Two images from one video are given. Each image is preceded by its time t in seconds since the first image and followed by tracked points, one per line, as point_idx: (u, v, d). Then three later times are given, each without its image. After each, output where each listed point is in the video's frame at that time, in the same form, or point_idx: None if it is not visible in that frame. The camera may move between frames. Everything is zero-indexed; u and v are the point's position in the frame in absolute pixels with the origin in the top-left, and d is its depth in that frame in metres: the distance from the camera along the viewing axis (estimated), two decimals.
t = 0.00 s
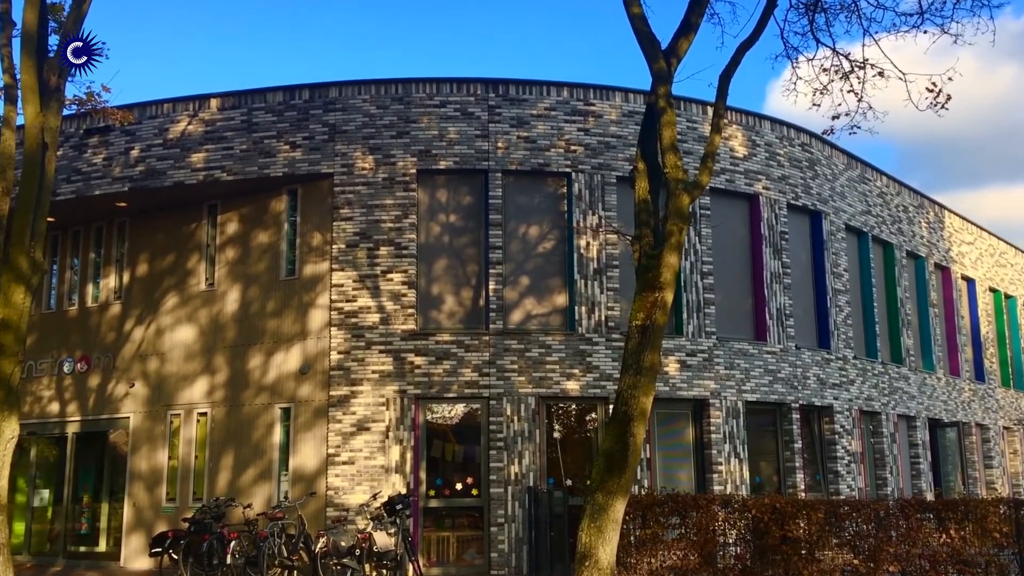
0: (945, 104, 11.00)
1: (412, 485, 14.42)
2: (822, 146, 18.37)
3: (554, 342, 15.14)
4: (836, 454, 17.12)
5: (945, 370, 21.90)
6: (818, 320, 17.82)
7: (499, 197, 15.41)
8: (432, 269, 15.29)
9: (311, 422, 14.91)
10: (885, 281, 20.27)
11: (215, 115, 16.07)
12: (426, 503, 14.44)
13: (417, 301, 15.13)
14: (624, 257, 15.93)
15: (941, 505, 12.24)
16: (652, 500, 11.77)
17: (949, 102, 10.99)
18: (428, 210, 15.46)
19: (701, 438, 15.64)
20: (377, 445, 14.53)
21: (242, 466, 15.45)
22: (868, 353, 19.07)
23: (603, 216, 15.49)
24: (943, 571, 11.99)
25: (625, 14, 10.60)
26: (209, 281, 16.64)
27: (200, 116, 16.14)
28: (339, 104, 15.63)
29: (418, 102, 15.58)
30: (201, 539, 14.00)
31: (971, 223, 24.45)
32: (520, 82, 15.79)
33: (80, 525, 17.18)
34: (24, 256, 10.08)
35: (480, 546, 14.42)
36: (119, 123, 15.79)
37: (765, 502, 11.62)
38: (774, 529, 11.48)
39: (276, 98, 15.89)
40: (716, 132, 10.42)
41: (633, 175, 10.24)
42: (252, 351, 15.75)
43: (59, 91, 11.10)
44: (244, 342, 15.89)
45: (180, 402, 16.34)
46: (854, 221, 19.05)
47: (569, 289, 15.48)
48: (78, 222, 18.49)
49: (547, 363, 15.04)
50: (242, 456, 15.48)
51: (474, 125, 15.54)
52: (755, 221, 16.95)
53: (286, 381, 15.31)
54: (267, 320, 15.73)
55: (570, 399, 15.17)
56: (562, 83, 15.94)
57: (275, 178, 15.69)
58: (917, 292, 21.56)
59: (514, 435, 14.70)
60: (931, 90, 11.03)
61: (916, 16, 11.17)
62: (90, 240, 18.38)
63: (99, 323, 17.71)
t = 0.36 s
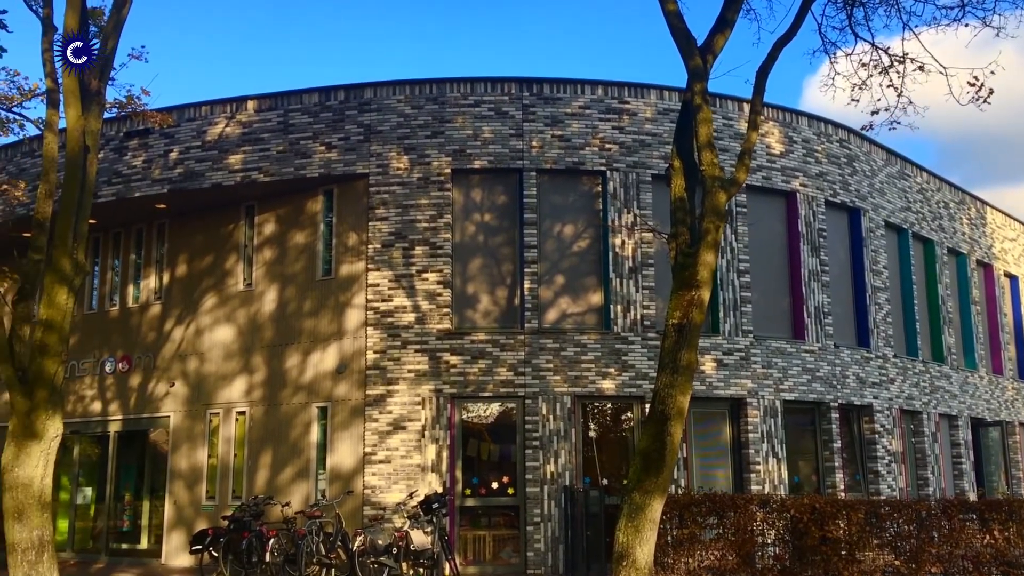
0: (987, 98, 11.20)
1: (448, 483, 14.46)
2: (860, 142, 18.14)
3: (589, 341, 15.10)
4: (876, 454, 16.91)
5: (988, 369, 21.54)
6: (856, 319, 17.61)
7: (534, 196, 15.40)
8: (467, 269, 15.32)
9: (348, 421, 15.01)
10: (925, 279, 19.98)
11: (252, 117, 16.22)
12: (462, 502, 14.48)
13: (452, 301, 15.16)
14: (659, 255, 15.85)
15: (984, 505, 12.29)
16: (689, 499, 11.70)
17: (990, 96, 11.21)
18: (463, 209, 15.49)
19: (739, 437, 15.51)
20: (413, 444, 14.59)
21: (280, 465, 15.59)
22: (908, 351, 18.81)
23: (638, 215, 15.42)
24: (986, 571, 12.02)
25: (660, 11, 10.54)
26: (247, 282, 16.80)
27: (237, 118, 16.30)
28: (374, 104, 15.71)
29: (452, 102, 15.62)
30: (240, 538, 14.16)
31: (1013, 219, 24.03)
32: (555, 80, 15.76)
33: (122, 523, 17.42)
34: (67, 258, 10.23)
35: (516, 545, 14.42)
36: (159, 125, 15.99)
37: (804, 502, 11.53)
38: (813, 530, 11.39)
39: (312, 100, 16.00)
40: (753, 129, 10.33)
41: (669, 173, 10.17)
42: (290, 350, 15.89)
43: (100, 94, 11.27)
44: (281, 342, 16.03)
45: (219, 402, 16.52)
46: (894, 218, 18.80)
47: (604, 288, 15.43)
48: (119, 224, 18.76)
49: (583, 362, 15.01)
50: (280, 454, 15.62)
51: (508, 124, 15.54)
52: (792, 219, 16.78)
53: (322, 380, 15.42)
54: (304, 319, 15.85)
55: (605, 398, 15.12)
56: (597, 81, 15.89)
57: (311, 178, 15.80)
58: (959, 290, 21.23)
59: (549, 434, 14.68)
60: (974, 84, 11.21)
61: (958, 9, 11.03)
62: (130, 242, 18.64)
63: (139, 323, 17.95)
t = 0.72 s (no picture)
0: None
1: (485, 483, 14.48)
2: (900, 138, 17.90)
3: (625, 341, 15.04)
4: (918, 454, 16.69)
5: None
6: (897, 317, 17.38)
7: (569, 195, 15.38)
8: (503, 269, 15.33)
9: (385, 421, 15.09)
10: (968, 277, 19.66)
11: (289, 119, 16.37)
12: (499, 501, 14.50)
13: (488, 301, 15.18)
14: (695, 254, 15.76)
15: None
16: (728, 500, 11.54)
17: None
18: (498, 209, 15.51)
19: (777, 437, 15.37)
20: (450, 444, 14.62)
21: (318, 464, 15.72)
22: (950, 350, 18.54)
23: (674, 213, 15.33)
24: None
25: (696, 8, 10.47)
26: (285, 282, 16.96)
27: (275, 121, 16.46)
28: (409, 106, 15.78)
29: (487, 102, 15.64)
30: (280, 536, 14.38)
31: None
32: (590, 79, 15.72)
33: (164, 521, 17.66)
34: (110, 259, 10.37)
35: (552, 545, 14.38)
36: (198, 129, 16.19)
37: (844, 503, 11.43)
38: (854, 531, 11.30)
39: (348, 102, 16.11)
40: (791, 126, 10.23)
41: (706, 171, 10.09)
42: (327, 350, 16.01)
43: (141, 98, 11.41)
44: (319, 342, 16.15)
45: (258, 402, 16.69)
46: (935, 215, 18.53)
47: (641, 287, 15.36)
48: (159, 226, 19.02)
49: (619, 361, 14.96)
50: (318, 454, 15.75)
51: (543, 124, 15.53)
52: (831, 217, 16.60)
53: (359, 380, 15.51)
54: (341, 320, 15.96)
55: (642, 398, 15.06)
56: (632, 80, 15.83)
57: (347, 180, 15.91)
58: (1002, 288, 20.88)
59: (586, 434, 14.65)
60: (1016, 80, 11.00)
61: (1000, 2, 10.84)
62: (171, 244, 18.89)
63: (180, 324, 18.19)
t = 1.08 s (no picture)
0: None
1: (519, 484, 14.48)
2: (939, 135, 17.65)
3: (659, 341, 14.97)
4: (959, 456, 16.45)
5: None
6: (937, 317, 17.14)
7: (602, 195, 15.34)
8: (536, 269, 15.32)
9: (419, 421, 15.15)
10: (1008, 275, 19.35)
11: (323, 122, 16.49)
12: (533, 502, 14.49)
13: (522, 301, 15.18)
14: (730, 253, 15.65)
15: None
16: (764, 501, 11.40)
17: None
18: (531, 210, 15.51)
19: (814, 438, 15.22)
20: (484, 444, 14.64)
21: (354, 464, 15.83)
22: (991, 350, 18.26)
23: (708, 212, 15.24)
24: None
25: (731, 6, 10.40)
26: (320, 284, 17.09)
27: (309, 123, 16.59)
28: (442, 107, 15.82)
29: (520, 103, 15.64)
30: (317, 535, 14.44)
31: None
32: (623, 79, 15.67)
33: (202, 520, 17.87)
34: (149, 262, 10.50)
35: (587, 545, 14.35)
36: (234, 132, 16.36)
37: (883, 505, 11.32)
38: (894, 533, 11.18)
39: (382, 104, 16.19)
40: (828, 124, 10.13)
41: (741, 170, 10.00)
42: (362, 351, 16.12)
43: (178, 103, 11.55)
44: (354, 343, 16.26)
45: (294, 402, 16.83)
46: (975, 213, 18.25)
47: (675, 287, 15.28)
48: (197, 229, 19.25)
49: (653, 362, 14.89)
50: (354, 454, 15.87)
51: (576, 124, 15.50)
52: (868, 215, 16.41)
53: (394, 381, 15.60)
54: (375, 321, 16.06)
55: (677, 399, 14.98)
56: (665, 79, 15.75)
57: (381, 181, 16.00)
58: None
59: (620, 434, 14.61)
60: None
61: None
62: (208, 246, 19.11)
63: (216, 325, 18.38)
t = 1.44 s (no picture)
0: None
1: (555, 484, 14.46)
2: (980, 131, 17.37)
3: (696, 340, 14.88)
4: (1002, 456, 16.19)
5: None
6: (979, 315, 16.88)
7: (637, 195, 15.28)
8: (571, 269, 15.30)
9: (455, 421, 15.21)
10: None
11: (359, 124, 16.60)
12: (569, 502, 14.47)
13: (557, 301, 15.17)
14: (767, 252, 15.53)
15: None
16: (804, 501, 11.35)
17: None
18: (566, 209, 15.49)
19: (854, 438, 15.05)
20: (520, 444, 14.64)
21: (391, 464, 15.93)
22: None
23: (745, 211, 15.13)
24: None
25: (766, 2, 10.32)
26: (356, 285, 17.21)
27: (345, 125, 16.71)
28: (476, 108, 15.85)
29: (554, 103, 15.63)
30: (354, 535, 14.52)
31: None
32: (657, 77, 15.61)
33: (242, 519, 18.05)
34: (189, 264, 10.63)
35: (625, 545, 14.31)
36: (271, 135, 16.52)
37: (925, 506, 11.17)
38: (936, 534, 11.01)
39: (416, 105, 16.26)
40: (866, 120, 10.02)
41: (777, 168, 9.90)
42: (398, 351, 16.21)
43: (216, 106, 11.69)
44: (390, 343, 16.35)
45: (331, 403, 16.96)
46: (1018, 209, 17.93)
47: (711, 286, 15.19)
48: (235, 231, 19.46)
49: (689, 361, 14.81)
50: (391, 453, 15.97)
51: (610, 124, 15.46)
52: (907, 212, 16.20)
53: (430, 381, 15.67)
54: (411, 321, 16.14)
55: (714, 398, 14.89)
56: (700, 77, 15.66)
57: (416, 182, 16.07)
58: None
59: (657, 434, 14.54)
60: None
61: None
62: (245, 248, 19.32)
63: (255, 326, 18.57)
